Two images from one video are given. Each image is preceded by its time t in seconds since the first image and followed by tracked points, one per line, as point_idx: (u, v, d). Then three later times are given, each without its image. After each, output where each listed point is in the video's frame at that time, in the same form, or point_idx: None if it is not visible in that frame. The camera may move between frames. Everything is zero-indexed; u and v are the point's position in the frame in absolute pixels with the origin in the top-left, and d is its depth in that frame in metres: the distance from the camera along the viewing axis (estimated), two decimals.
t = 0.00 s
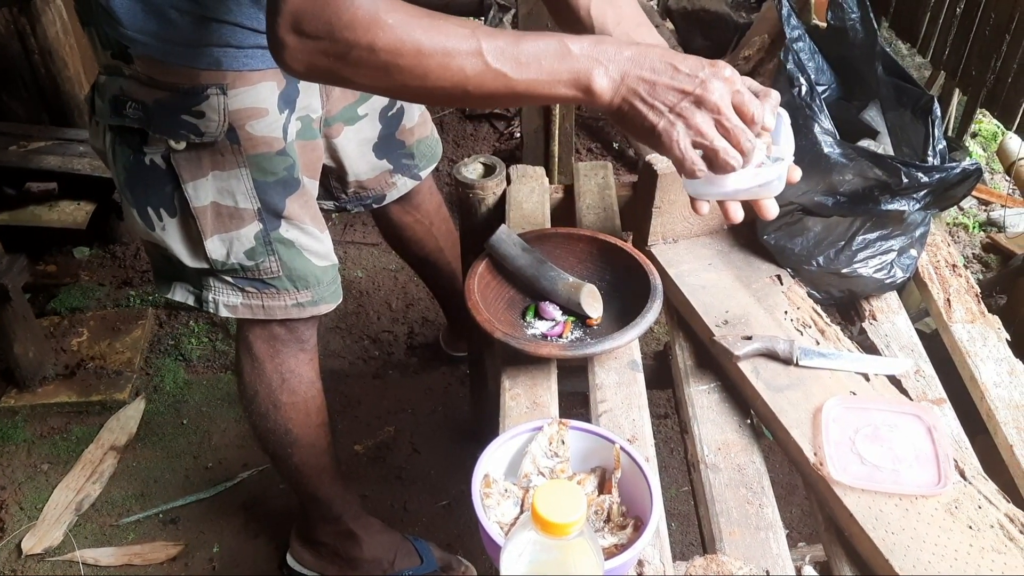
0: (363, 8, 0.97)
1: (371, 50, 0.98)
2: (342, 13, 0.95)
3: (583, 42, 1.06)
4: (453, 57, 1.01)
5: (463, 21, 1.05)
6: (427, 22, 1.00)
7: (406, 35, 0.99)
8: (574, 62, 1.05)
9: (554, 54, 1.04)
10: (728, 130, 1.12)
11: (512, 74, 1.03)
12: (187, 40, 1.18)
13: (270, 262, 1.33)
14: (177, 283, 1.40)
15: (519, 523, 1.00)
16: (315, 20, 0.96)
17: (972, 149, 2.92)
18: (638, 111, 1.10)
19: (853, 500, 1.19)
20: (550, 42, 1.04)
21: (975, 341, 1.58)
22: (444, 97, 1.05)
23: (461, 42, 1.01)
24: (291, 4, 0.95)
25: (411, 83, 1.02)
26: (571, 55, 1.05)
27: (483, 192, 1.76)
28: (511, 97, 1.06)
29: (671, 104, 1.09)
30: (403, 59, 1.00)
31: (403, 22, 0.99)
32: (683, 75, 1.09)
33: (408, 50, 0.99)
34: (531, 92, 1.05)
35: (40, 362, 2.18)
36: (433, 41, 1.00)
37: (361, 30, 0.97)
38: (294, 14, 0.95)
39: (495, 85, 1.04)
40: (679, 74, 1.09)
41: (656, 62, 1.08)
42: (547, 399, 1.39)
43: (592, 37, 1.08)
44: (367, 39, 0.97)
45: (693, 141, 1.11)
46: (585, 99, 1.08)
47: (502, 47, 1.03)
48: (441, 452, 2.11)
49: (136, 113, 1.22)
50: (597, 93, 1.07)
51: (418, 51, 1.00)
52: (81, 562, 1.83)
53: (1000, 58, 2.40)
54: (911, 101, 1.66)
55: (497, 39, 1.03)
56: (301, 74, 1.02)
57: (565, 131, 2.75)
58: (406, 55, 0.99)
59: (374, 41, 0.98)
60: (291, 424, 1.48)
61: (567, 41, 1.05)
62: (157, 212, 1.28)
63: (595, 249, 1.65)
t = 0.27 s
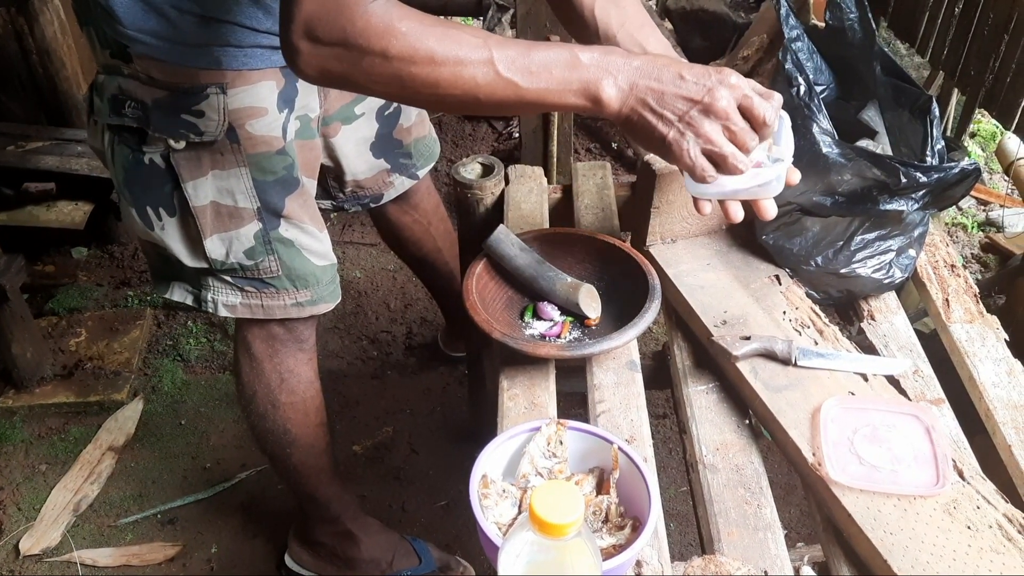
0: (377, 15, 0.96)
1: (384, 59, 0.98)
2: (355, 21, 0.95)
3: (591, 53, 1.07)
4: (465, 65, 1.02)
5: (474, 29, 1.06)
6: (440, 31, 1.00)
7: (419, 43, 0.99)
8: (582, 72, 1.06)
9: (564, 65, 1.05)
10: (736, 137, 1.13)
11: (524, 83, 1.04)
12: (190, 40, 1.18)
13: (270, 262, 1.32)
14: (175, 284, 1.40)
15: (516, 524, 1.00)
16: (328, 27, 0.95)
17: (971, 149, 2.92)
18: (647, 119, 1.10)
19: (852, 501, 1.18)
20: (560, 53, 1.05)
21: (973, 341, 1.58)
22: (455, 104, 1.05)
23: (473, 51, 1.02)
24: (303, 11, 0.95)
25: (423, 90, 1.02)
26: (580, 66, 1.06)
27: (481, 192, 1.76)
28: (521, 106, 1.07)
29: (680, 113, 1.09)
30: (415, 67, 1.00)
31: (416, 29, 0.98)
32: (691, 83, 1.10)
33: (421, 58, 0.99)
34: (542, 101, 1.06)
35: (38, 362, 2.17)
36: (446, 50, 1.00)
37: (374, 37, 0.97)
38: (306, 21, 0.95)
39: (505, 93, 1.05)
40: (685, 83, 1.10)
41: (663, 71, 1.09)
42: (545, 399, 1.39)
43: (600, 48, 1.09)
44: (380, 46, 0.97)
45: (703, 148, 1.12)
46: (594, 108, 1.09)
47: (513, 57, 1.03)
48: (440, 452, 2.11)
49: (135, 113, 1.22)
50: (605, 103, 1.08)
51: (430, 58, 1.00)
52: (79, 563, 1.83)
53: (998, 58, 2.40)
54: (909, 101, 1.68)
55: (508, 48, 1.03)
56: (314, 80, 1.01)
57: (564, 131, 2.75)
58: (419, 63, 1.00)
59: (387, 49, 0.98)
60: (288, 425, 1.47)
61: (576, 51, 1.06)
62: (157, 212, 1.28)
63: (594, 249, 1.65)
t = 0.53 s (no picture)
0: (379, 12, 0.97)
1: (386, 55, 0.99)
2: (357, 18, 0.96)
3: (594, 51, 1.06)
4: (467, 63, 1.01)
5: (476, 26, 1.05)
6: (441, 29, 1.00)
7: (421, 40, 0.99)
8: (584, 74, 1.05)
9: (565, 66, 1.04)
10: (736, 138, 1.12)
11: (524, 84, 1.05)
12: (191, 40, 1.18)
13: (271, 262, 1.32)
14: (175, 285, 1.40)
15: (513, 525, 1.00)
16: (331, 24, 0.96)
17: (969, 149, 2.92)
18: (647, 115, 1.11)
19: (849, 501, 1.18)
20: (561, 53, 1.04)
21: (971, 341, 1.58)
22: (456, 100, 1.06)
23: (474, 50, 1.02)
24: (305, 7, 0.95)
25: (426, 87, 1.03)
26: (582, 67, 1.05)
27: (479, 192, 1.75)
28: (522, 105, 1.08)
29: (675, 117, 1.09)
30: (418, 63, 1.00)
31: (418, 26, 0.99)
32: (685, 86, 1.07)
33: (423, 55, 1.00)
34: (543, 99, 1.06)
35: (37, 363, 2.17)
36: (448, 47, 1.00)
37: (377, 34, 0.97)
38: (309, 17, 0.96)
39: (506, 92, 1.05)
40: (681, 84, 1.08)
41: (662, 72, 1.07)
42: (543, 400, 1.39)
43: (603, 45, 1.07)
44: (383, 43, 0.98)
45: (701, 149, 1.13)
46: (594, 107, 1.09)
47: (515, 56, 1.03)
48: (438, 453, 2.11)
49: (136, 114, 1.22)
50: (605, 103, 1.09)
51: (433, 57, 1.00)
52: (77, 564, 1.83)
53: (996, 58, 2.40)
54: (907, 102, 1.66)
55: (510, 47, 1.03)
56: (318, 76, 1.02)
57: (562, 131, 2.75)
58: (422, 60, 1.00)
59: (390, 46, 0.98)
60: (286, 426, 1.47)
61: (578, 51, 1.05)
62: (157, 213, 1.28)
63: (591, 250, 1.65)
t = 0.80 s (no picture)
0: (377, 9, 0.97)
1: (384, 51, 0.99)
2: (355, 14, 0.96)
3: (590, 48, 1.06)
4: (465, 58, 1.02)
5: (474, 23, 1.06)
6: (440, 24, 1.01)
7: (419, 36, 0.99)
8: (581, 70, 1.06)
9: (562, 61, 1.05)
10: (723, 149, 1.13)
11: (522, 80, 1.05)
12: (186, 40, 1.18)
13: (266, 263, 1.32)
14: (170, 286, 1.40)
15: (508, 526, 1.00)
16: (330, 21, 0.96)
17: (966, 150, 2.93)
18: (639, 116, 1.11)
19: (844, 502, 1.18)
20: (558, 49, 1.05)
21: (967, 342, 1.58)
22: (451, 97, 1.06)
23: (473, 45, 1.02)
24: (304, 4, 0.95)
25: (423, 84, 1.03)
26: (579, 62, 1.06)
27: (476, 193, 1.76)
28: (518, 101, 1.08)
29: (665, 121, 1.11)
30: (415, 59, 1.00)
31: (416, 22, 0.99)
32: (685, 94, 1.10)
33: (420, 51, 1.00)
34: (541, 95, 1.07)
35: (33, 364, 2.17)
36: (446, 43, 1.01)
37: (374, 30, 0.97)
38: (308, 14, 0.95)
39: (504, 89, 1.05)
40: (680, 92, 1.10)
41: (662, 78, 1.09)
42: (539, 401, 1.39)
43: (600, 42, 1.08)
44: (380, 39, 0.98)
45: (685, 158, 1.14)
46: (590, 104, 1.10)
47: (513, 52, 1.03)
48: (435, 453, 2.11)
49: (131, 114, 1.22)
50: (601, 100, 1.09)
51: (430, 52, 1.00)
52: (74, 565, 1.83)
53: (992, 59, 2.40)
54: (903, 102, 1.67)
55: (507, 42, 1.03)
56: (315, 74, 1.02)
57: (559, 132, 2.75)
58: (419, 56, 1.00)
59: (388, 42, 0.98)
60: (282, 427, 1.47)
61: (575, 47, 1.06)
62: (152, 213, 1.28)
63: (587, 251, 1.66)
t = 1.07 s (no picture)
0: (369, 8, 0.98)
1: (375, 49, 0.99)
2: (347, 14, 0.96)
3: (578, 46, 1.08)
4: (455, 53, 1.03)
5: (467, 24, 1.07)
6: (429, 22, 1.02)
7: (410, 34, 1.00)
8: (570, 66, 1.07)
9: (551, 58, 1.06)
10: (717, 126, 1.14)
11: (513, 75, 1.05)
12: (182, 43, 1.18)
13: (263, 264, 1.33)
14: (168, 287, 1.40)
15: (506, 528, 1.00)
16: (322, 21, 0.96)
17: (964, 151, 2.93)
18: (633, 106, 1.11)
19: (842, 504, 1.19)
20: (547, 45, 1.06)
21: (965, 343, 1.59)
22: (444, 95, 1.06)
23: (462, 40, 1.03)
24: (296, 3, 0.95)
25: (414, 81, 1.03)
26: (567, 59, 1.07)
27: (475, 194, 1.77)
28: (510, 97, 1.08)
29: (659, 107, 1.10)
30: (407, 58, 1.01)
31: (408, 21, 1.00)
32: (670, 75, 1.09)
33: (411, 49, 1.01)
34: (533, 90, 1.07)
35: (32, 365, 2.16)
36: (436, 40, 1.01)
37: (366, 28, 0.98)
38: (299, 13, 0.96)
39: (495, 85, 1.06)
40: (665, 74, 1.09)
41: (647, 64, 1.09)
42: (538, 402, 1.39)
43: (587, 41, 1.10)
44: (371, 37, 0.98)
45: (682, 139, 1.13)
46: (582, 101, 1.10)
47: (502, 47, 1.05)
48: (434, 454, 2.11)
49: (128, 116, 1.22)
50: (592, 96, 1.10)
51: (421, 49, 1.01)
52: (72, 567, 1.83)
53: (990, 60, 2.41)
54: (900, 104, 1.66)
55: (497, 39, 1.05)
56: (307, 72, 1.02)
57: (558, 133, 2.75)
58: (410, 53, 1.01)
59: (379, 41, 0.99)
60: (280, 428, 1.47)
61: (563, 44, 1.07)
62: (150, 215, 1.28)
63: (586, 253, 1.66)
